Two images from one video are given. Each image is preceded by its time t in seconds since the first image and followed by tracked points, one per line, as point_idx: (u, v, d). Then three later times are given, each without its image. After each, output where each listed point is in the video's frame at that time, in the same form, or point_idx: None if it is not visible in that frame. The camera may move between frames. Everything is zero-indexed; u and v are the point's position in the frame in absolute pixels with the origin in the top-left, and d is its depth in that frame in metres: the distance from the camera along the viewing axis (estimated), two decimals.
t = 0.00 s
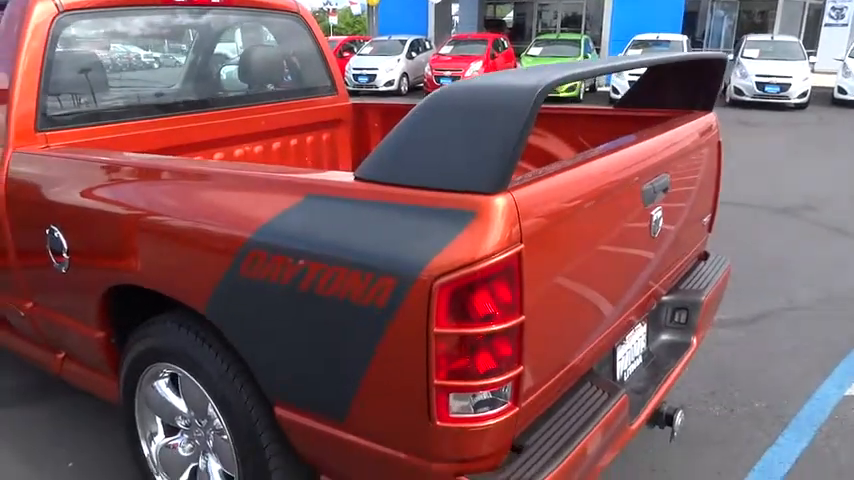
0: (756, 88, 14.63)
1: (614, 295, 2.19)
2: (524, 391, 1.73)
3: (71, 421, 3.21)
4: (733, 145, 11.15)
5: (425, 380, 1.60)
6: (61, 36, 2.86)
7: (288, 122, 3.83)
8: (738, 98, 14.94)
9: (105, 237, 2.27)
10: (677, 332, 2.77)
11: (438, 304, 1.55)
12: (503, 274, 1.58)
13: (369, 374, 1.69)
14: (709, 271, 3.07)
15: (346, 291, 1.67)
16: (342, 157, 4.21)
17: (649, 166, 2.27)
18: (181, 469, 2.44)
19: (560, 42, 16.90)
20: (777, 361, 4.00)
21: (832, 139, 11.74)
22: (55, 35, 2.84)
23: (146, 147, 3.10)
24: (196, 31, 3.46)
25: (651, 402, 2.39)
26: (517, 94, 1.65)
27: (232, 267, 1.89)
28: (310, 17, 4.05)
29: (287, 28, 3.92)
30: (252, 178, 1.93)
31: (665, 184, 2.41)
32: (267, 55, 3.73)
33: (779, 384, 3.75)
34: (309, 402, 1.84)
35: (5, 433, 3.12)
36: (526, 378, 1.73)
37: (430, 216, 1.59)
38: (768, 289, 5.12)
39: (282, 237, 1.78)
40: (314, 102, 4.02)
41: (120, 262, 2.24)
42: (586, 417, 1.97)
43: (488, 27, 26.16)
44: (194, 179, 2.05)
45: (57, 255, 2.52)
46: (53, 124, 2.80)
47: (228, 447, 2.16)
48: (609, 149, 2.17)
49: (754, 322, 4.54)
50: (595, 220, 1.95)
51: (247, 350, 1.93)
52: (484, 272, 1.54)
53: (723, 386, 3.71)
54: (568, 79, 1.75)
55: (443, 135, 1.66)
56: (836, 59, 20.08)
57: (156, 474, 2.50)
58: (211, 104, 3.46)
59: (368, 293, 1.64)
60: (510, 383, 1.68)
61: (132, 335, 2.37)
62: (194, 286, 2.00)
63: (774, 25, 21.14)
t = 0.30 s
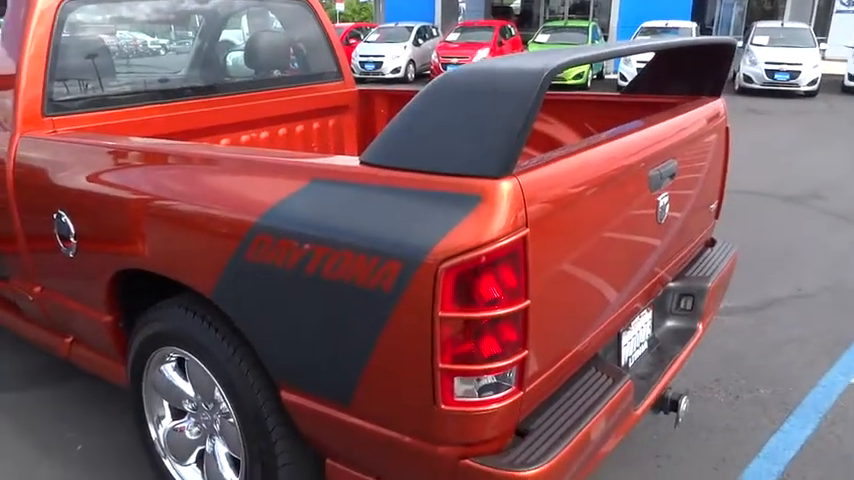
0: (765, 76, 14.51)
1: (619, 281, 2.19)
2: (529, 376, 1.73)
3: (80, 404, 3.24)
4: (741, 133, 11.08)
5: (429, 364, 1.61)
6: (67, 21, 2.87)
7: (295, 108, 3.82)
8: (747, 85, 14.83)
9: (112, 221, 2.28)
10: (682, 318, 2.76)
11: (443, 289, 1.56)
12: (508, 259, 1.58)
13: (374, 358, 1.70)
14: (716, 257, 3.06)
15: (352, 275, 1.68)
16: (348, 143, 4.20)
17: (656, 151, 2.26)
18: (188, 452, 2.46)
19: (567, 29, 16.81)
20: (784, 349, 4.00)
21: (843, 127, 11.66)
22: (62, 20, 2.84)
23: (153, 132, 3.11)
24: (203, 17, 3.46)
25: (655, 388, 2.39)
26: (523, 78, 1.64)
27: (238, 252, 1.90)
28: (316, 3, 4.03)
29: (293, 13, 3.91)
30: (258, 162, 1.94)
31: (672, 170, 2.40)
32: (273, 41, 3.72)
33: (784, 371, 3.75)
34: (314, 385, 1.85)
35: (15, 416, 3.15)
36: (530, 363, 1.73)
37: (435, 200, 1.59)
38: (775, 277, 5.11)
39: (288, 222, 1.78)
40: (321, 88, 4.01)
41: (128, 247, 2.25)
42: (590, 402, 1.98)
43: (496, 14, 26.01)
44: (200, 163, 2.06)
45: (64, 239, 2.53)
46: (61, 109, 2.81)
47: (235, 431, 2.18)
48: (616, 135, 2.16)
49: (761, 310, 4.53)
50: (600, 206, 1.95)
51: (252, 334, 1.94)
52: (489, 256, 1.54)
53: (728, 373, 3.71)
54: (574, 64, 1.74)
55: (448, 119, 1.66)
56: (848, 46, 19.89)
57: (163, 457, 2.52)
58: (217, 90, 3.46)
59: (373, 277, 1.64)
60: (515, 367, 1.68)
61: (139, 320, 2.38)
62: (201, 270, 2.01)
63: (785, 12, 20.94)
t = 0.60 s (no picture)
0: (773, 64, 14.43)
1: (624, 271, 2.19)
2: (533, 364, 1.74)
3: (87, 392, 3.26)
4: (748, 122, 11.03)
5: (434, 353, 1.62)
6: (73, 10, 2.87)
7: (299, 97, 3.82)
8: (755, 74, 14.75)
9: (117, 211, 2.29)
10: (686, 308, 2.76)
11: (447, 278, 1.57)
12: (512, 248, 1.59)
13: (379, 347, 1.71)
14: (721, 247, 3.06)
15: (356, 264, 1.69)
16: (352, 133, 4.19)
17: (661, 140, 2.26)
18: (195, 440, 2.47)
19: (573, 18, 16.72)
20: (788, 338, 4.00)
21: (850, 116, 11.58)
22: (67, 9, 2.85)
23: (159, 121, 3.11)
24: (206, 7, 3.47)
25: (659, 378, 2.40)
26: (527, 67, 1.63)
27: (243, 241, 1.91)
28: None
29: (297, 3, 3.91)
30: (263, 151, 1.94)
31: (677, 159, 2.39)
32: (277, 29, 3.72)
33: (789, 360, 3.75)
34: (319, 374, 1.86)
35: (23, 404, 3.17)
36: (534, 352, 1.74)
37: (440, 190, 1.60)
38: (781, 266, 5.10)
39: (292, 212, 1.79)
40: (325, 77, 4.00)
41: (133, 236, 2.26)
42: (594, 391, 1.98)
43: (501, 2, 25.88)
44: (205, 152, 2.07)
45: (70, 228, 2.55)
46: (66, 99, 2.82)
47: (241, 419, 2.19)
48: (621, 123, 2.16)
49: (766, 300, 4.52)
50: (605, 195, 1.95)
51: (257, 323, 1.95)
52: (493, 246, 1.55)
53: (732, 362, 3.72)
54: (579, 52, 1.73)
55: (453, 108, 1.66)
56: None
57: (170, 445, 2.53)
58: (222, 79, 3.46)
59: (377, 266, 1.65)
60: (519, 356, 1.69)
61: (145, 308, 2.40)
62: (206, 259, 2.02)
63: None
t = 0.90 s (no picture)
0: (777, 54, 14.36)
1: (627, 262, 2.20)
2: (535, 355, 1.75)
3: (92, 384, 3.27)
4: (752, 112, 10.99)
5: (437, 343, 1.63)
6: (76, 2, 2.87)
7: (302, 88, 3.82)
8: (759, 63, 14.69)
9: (122, 203, 2.30)
10: (689, 298, 2.77)
11: (450, 268, 1.57)
12: (515, 238, 1.59)
13: (383, 338, 1.72)
14: (724, 237, 3.06)
15: (359, 255, 1.70)
16: (355, 123, 4.19)
17: (664, 130, 2.26)
18: (200, 430, 2.49)
19: (576, 8, 16.65)
20: (791, 328, 4.00)
21: None
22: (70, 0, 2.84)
23: (163, 113, 3.12)
24: None
25: (662, 368, 2.40)
26: (528, 57, 1.64)
27: (246, 232, 1.91)
28: None
29: None
30: (265, 142, 1.95)
31: (680, 149, 2.39)
32: (281, 20, 3.72)
33: (792, 350, 3.75)
34: (323, 364, 1.87)
35: (29, 395, 3.20)
36: (536, 342, 1.75)
37: (443, 181, 1.60)
38: (784, 256, 5.10)
39: (295, 203, 1.80)
40: (328, 70, 3.99)
41: (137, 228, 2.27)
42: (597, 379, 2.00)
43: None
44: (208, 144, 2.07)
45: (75, 220, 2.56)
46: (70, 90, 2.83)
47: (245, 408, 2.21)
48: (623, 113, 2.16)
49: (769, 290, 4.52)
50: (607, 186, 1.95)
51: (261, 313, 1.96)
52: (494, 236, 1.55)
53: (735, 352, 3.72)
54: (581, 42, 1.73)
55: (454, 100, 1.66)
56: None
57: (174, 435, 2.55)
58: (224, 70, 3.46)
59: (381, 257, 1.66)
60: (521, 346, 1.69)
61: (150, 299, 2.41)
62: (210, 250, 2.03)
63: None
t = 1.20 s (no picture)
0: (780, 45, 14.31)
1: (628, 254, 2.20)
2: (537, 346, 1.76)
3: (96, 377, 3.29)
4: (755, 104, 10.97)
5: (438, 335, 1.64)
6: None
7: (304, 82, 3.82)
8: (762, 55, 14.63)
9: (125, 197, 2.31)
10: (691, 290, 2.77)
11: (452, 261, 1.58)
12: (516, 231, 1.60)
13: (385, 330, 1.73)
14: (726, 229, 3.06)
15: (362, 248, 1.71)
16: (357, 117, 4.20)
17: (666, 122, 2.26)
18: (204, 423, 2.51)
19: None
20: (793, 319, 4.00)
21: None
22: None
23: (165, 108, 3.13)
24: None
25: (663, 359, 2.41)
26: (529, 50, 1.64)
27: (249, 226, 1.92)
28: None
29: None
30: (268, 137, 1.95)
31: (681, 141, 2.39)
32: (282, 14, 3.72)
33: (794, 342, 3.76)
34: (326, 356, 1.88)
35: (35, 388, 3.22)
36: (538, 334, 1.76)
37: (445, 173, 1.61)
38: (787, 248, 5.09)
39: (298, 197, 1.81)
40: (329, 64, 3.99)
41: (140, 222, 2.28)
42: (599, 371, 2.01)
43: None
44: (211, 138, 2.08)
45: (78, 214, 2.57)
46: (73, 85, 2.84)
47: (249, 401, 2.22)
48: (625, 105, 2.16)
49: (771, 282, 4.52)
50: (609, 179, 1.95)
51: (264, 306, 1.97)
52: (495, 229, 1.56)
53: (738, 344, 3.73)
54: (582, 34, 1.73)
55: (455, 93, 1.67)
56: None
57: (179, 427, 2.57)
58: (226, 65, 3.46)
59: (383, 249, 1.67)
60: (523, 338, 1.70)
61: (154, 293, 2.42)
62: (213, 244, 2.04)
63: None
